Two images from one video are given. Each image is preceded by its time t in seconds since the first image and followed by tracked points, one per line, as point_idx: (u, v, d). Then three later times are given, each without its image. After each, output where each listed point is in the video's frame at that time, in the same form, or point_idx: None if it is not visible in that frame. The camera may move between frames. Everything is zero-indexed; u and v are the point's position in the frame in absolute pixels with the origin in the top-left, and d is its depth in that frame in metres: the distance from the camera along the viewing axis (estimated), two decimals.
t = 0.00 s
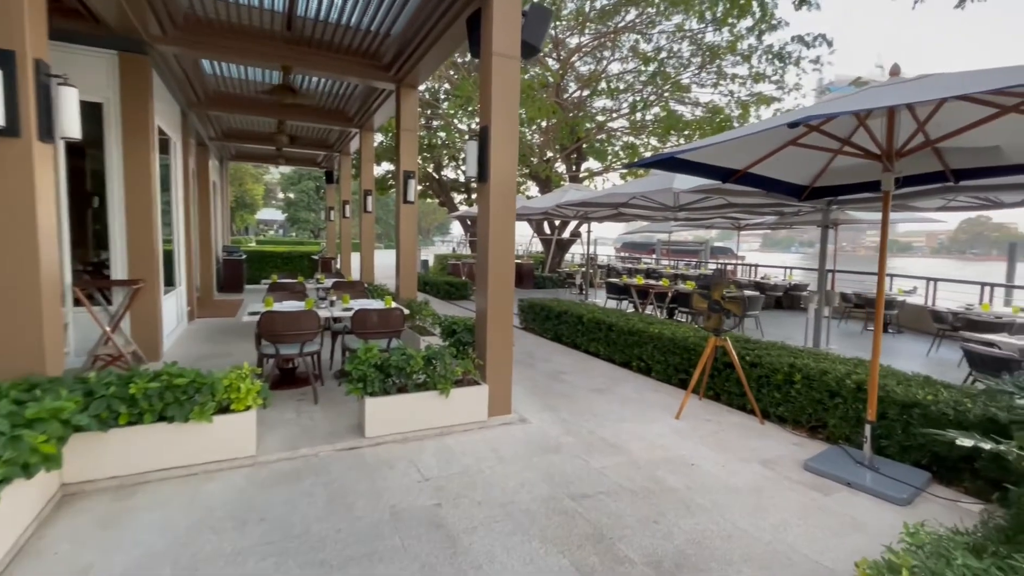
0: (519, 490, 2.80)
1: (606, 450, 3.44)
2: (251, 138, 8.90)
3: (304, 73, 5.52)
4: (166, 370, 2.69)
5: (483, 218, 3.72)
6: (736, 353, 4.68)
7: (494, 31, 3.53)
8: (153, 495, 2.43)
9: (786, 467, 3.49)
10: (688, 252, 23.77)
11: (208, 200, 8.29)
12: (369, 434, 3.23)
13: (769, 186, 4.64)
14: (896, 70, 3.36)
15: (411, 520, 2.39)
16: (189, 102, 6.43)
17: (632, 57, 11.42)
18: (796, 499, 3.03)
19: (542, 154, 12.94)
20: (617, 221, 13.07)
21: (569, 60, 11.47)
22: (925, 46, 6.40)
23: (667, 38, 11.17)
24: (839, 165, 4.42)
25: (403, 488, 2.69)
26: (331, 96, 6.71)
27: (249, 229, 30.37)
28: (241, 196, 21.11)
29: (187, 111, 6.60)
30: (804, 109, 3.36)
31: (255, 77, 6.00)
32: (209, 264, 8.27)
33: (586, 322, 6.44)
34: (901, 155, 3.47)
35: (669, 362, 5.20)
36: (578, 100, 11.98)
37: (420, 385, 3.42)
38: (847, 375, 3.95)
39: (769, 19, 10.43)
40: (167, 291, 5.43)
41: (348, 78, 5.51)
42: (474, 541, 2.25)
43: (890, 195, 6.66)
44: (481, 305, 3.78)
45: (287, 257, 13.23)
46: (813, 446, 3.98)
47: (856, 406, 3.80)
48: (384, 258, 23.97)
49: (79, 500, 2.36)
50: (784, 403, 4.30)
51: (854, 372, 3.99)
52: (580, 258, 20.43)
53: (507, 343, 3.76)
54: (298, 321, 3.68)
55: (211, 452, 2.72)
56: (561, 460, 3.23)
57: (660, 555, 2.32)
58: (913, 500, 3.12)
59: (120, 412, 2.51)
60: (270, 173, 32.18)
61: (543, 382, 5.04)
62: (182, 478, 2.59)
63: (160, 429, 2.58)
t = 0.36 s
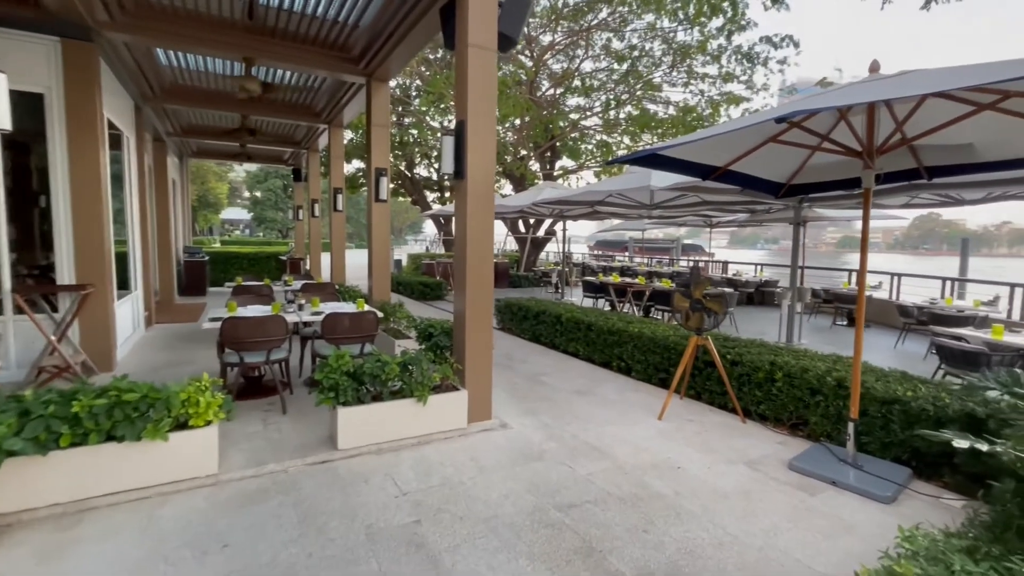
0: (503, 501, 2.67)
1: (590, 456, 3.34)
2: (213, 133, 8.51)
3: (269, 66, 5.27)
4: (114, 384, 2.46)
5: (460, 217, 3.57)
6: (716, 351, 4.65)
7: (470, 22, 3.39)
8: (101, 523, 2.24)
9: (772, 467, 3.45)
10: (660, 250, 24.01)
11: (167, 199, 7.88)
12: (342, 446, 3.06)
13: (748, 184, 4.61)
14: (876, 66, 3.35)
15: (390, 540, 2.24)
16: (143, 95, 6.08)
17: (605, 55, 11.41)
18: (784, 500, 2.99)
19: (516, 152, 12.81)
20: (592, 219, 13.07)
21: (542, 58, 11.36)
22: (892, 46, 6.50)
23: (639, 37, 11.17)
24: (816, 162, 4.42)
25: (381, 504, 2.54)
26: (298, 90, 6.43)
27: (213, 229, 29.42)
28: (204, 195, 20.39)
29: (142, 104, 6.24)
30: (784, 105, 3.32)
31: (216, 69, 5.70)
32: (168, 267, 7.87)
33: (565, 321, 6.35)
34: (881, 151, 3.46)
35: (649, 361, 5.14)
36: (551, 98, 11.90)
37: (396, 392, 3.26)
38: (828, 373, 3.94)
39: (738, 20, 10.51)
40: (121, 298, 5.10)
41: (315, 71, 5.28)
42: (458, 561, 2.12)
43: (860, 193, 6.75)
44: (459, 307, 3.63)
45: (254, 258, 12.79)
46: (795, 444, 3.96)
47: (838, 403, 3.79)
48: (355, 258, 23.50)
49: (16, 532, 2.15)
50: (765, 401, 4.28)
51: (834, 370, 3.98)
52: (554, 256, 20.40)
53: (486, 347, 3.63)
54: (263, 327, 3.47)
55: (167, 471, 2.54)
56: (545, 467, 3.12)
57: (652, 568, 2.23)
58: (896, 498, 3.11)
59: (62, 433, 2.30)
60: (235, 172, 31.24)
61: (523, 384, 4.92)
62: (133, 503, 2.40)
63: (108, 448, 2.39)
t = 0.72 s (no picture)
0: (487, 514, 2.56)
1: (576, 462, 3.24)
2: (181, 131, 8.19)
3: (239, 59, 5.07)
4: (63, 397, 2.27)
5: (440, 217, 3.44)
6: (701, 352, 4.59)
7: (450, 14, 3.26)
8: (48, 549, 2.06)
9: (759, 471, 3.39)
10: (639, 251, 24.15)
11: (131, 199, 7.56)
12: (316, 458, 2.89)
13: (731, 184, 4.58)
14: (861, 64, 3.32)
15: (367, 560, 2.11)
16: (104, 89, 5.79)
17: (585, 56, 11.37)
18: (773, 506, 2.93)
19: (496, 152, 12.69)
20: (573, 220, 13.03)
21: (522, 57, 11.25)
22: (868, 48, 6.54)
23: (618, 37, 11.16)
24: (800, 162, 4.39)
25: (357, 520, 2.40)
26: (270, 85, 6.21)
27: (185, 229, 28.63)
28: (175, 195, 19.79)
29: (103, 98, 5.95)
30: (770, 103, 3.27)
31: (182, 62, 5.46)
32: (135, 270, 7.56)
33: (547, 323, 6.25)
34: (867, 151, 3.43)
35: (633, 363, 5.06)
36: (531, 98, 11.82)
37: (374, 400, 3.11)
38: (813, 373, 3.91)
39: (716, 23, 10.57)
40: (78, 304, 4.82)
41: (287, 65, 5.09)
42: None
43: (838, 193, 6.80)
44: (439, 310, 3.50)
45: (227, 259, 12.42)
46: (781, 445, 3.93)
47: (824, 404, 3.76)
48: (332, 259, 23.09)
49: None
50: (750, 402, 4.23)
51: (819, 371, 3.95)
52: (535, 257, 20.34)
53: (468, 351, 3.50)
54: (231, 333, 3.29)
55: (122, 490, 2.36)
56: (530, 476, 3.00)
57: None
58: (885, 500, 3.08)
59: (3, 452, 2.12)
60: (208, 171, 30.46)
61: (506, 388, 4.80)
62: (85, 525, 2.22)
63: (57, 466, 2.21)
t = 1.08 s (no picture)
0: (474, 532, 2.40)
1: (568, 474, 3.10)
2: (157, 127, 7.92)
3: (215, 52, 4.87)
4: (9, 412, 2.09)
5: (425, 217, 3.28)
6: (694, 356, 4.48)
7: (434, 4, 3.11)
8: None
9: (756, 481, 3.29)
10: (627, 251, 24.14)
11: (104, 197, 7.28)
12: (292, 473, 2.72)
13: (724, 184, 4.48)
14: (860, 61, 3.23)
15: None
16: (72, 81, 5.54)
17: (573, 56, 11.26)
18: (772, 519, 2.82)
19: (483, 152, 12.53)
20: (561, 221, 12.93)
21: (509, 56, 11.08)
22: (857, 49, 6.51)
23: (607, 37, 11.07)
24: (793, 162, 4.31)
25: (335, 542, 2.23)
26: (249, 79, 6.00)
27: (165, 229, 28.03)
28: (155, 194, 19.32)
29: (71, 91, 5.70)
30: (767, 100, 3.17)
31: (154, 54, 5.23)
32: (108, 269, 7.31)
33: (536, 325, 6.11)
34: (865, 150, 3.34)
35: (624, 367, 4.94)
36: (519, 98, 11.69)
37: (355, 410, 2.95)
38: (808, 379, 3.82)
39: (705, 23, 10.52)
40: (43, 308, 4.58)
41: (267, 58, 4.90)
42: None
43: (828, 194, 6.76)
44: (423, 314, 3.35)
45: (208, 260, 12.11)
46: (777, 453, 3.83)
47: (820, 410, 3.66)
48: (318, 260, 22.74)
49: None
50: (744, 408, 4.14)
51: (814, 376, 3.87)
52: (523, 258, 20.22)
53: (454, 357, 3.35)
54: (202, 339, 3.12)
55: (78, 512, 2.18)
56: (520, 490, 2.86)
57: None
58: (885, 511, 3.00)
59: None
60: (189, 170, 29.86)
61: (494, 394, 4.65)
62: (34, 551, 2.04)
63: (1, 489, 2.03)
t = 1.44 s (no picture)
0: (460, 546, 2.28)
1: (557, 480, 2.99)
2: (128, 120, 7.63)
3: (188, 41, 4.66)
4: None
5: (408, 214, 3.14)
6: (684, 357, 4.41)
7: None
8: None
9: (749, 486, 3.21)
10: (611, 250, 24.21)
11: (71, 192, 6.99)
12: (266, 485, 2.56)
13: (713, 182, 4.41)
14: (854, 57, 3.17)
15: None
16: (32, 69, 5.27)
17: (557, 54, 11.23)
18: (767, 525, 2.74)
19: (468, 149, 12.38)
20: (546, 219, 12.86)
21: (494, 53, 10.91)
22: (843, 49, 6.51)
23: (592, 34, 10.97)
24: (783, 161, 4.25)
25: (311, 560, 2.09)
26: (224, 70, 5.78)
27: (140, 227, 27.32)
28: (128, 190, 18.78)
29: (32, 79, 5.42)
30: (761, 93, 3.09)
31: (121, 42, 4.99)
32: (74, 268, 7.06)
33: (522, 325, 5.99)
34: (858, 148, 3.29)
35: (612, 368, 4.85)
36: (503, 95, 11.56)
37: (333, 416, 2.80)
38: (799, 379, 3.77)
39: (690, 22, 10.48)
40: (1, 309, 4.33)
41: (243, 49, 4.74)
42: None
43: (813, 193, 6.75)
44: (406, 314, 3.21)
45: (183, 258, 11.78)
46: (768, 455, 3.76)
47: (811, 411, 3.61)
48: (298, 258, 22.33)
49: None
50: (734, 409, 4.07)
51: (805, 376, 3.81)
52: (508, 256, 20.11)
53: (438, 359, 3.22)
54: (169, 342, 2.94)
55: (29, 532, 2.02)
56: (508, 498, 2.74)
57: None
58: (879, 514, 2.95)
59: None
60: (165, 166, 29.11)
61: (480, 397, 4.51)
62: None
63: None
